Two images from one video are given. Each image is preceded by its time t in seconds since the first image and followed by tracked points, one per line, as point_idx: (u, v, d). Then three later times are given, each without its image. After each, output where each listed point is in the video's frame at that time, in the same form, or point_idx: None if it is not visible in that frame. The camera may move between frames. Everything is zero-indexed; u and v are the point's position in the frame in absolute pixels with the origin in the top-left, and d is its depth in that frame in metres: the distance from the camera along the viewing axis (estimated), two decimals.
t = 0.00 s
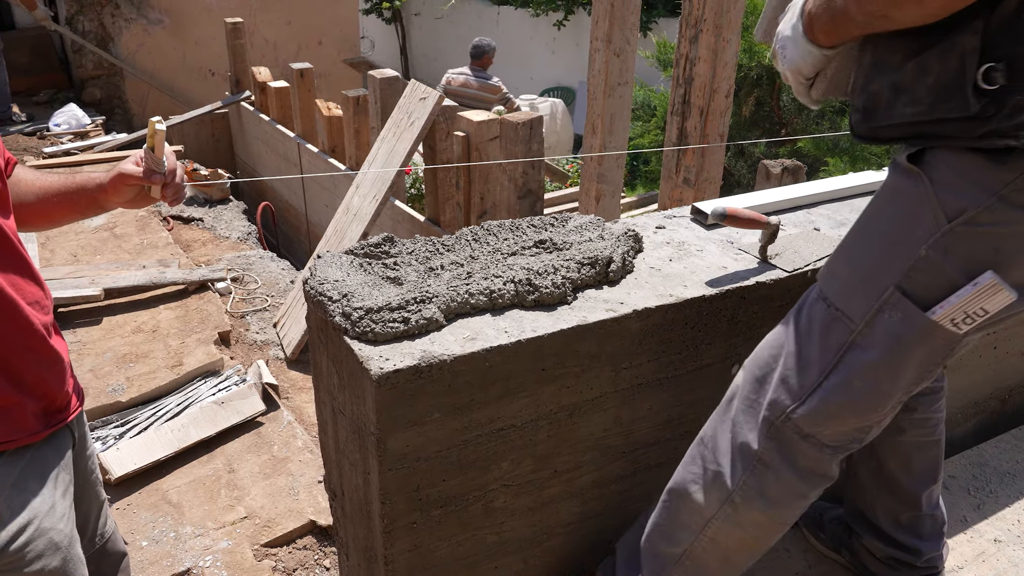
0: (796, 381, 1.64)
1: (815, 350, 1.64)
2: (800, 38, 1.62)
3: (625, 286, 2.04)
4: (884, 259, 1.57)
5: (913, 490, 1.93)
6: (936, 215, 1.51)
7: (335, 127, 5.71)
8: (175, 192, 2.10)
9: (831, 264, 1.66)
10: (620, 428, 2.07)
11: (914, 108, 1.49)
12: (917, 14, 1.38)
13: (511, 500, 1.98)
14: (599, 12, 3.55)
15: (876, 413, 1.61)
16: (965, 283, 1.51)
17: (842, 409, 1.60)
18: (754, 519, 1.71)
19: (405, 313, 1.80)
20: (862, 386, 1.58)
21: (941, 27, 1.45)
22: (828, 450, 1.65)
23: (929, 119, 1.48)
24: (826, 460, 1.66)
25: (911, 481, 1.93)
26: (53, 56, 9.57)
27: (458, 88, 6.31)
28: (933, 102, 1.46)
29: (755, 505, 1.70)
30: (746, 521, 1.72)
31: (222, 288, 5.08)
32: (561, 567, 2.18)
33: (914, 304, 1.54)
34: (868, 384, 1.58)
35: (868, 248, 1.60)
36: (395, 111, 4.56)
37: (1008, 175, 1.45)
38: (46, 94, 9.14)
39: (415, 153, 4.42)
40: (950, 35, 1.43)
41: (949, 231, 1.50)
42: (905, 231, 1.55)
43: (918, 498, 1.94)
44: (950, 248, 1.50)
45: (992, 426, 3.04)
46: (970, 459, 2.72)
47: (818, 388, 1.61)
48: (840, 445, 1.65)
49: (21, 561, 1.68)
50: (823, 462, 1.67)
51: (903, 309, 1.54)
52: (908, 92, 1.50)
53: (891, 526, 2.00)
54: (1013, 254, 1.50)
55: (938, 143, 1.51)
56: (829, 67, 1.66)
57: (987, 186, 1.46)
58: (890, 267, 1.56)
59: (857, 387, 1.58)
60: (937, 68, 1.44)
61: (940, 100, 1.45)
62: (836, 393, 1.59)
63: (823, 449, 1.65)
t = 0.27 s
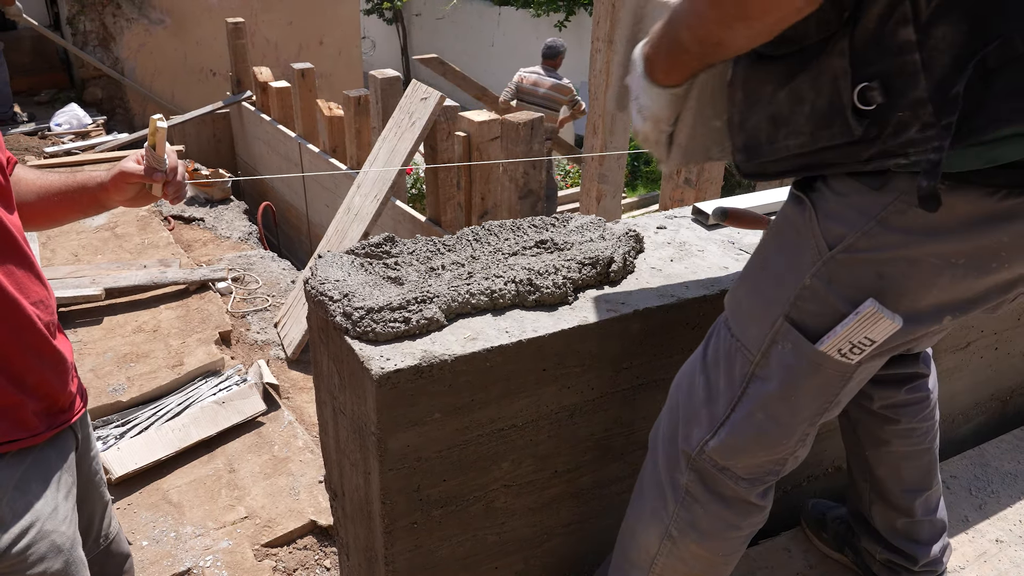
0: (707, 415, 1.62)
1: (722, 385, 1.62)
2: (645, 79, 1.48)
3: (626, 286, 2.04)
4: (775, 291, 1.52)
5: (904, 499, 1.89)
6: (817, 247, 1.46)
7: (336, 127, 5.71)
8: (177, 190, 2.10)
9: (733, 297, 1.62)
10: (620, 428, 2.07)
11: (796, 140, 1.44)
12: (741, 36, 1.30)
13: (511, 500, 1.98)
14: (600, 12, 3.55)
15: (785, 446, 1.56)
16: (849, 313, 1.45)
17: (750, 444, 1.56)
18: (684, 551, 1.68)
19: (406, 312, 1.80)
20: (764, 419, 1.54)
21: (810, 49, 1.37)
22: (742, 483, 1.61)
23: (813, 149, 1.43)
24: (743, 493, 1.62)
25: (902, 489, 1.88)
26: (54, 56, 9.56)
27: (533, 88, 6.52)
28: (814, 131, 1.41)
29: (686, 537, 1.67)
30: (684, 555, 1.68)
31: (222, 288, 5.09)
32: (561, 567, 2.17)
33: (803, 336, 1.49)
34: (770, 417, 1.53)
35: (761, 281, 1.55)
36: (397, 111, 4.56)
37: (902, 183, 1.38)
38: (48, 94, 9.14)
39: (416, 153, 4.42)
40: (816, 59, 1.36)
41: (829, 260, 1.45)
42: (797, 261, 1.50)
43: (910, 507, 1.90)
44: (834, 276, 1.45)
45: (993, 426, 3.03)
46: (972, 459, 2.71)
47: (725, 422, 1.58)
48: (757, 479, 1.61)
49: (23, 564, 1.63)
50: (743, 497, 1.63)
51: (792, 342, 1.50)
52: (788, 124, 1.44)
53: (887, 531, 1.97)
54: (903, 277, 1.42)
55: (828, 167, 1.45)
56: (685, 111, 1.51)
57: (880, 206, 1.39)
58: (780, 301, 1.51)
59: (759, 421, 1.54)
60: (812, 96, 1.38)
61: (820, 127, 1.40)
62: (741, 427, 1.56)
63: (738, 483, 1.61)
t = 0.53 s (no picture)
0: (621, 401, 1.59)
1: (633, 373, 1.59)
2: (407, 155, 1.40)
3: (629, 285, 2.04)
4: (685, 292, 1.50)
5: (890, 481, 1.95)
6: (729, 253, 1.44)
7: (339, 127, 5.72)
8: (178, 189, 2.09)
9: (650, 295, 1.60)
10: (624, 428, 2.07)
11: (707, 187, 1.37)
12: (506, 110, 1.24)
13: (514, 499, 1.98)
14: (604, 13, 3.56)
15: (690, 437, 1.52)
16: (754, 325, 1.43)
17: (655, 431, 1.52)
18: (620, 529, 1.61)
19: (410, 312, 1.81)
20: (668, 412, 1.51)
21: (705, 93, 1.35)
22: (648, 467, 1.57)
23: (727, 196, 1.36)
24: (649, 479, 1.58)
25: (888, 471, 1.95)
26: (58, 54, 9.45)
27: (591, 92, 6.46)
28: (725, 175, 1.34)
29: (616, 515, 1.61)
30: (619, 531, 1.61)
31: (225, 287, 5.10)
32: (564, 567, 2.17)
33: (710, 340, 1.47)
34: (676, 409, 1.50)
35: (673, 280, 1.53)
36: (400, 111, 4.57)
37: (816, 209, 1.35)
38: (50, 92, 9.10)
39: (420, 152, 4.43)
40: (717, 100, 1.33)
41: (740, 274, 1.43)
42: (705, 270, 1.48)
43: (897, 489, 1.95)
44: (743, 290, 1.44)
45: (997, 427, 3.03)
46: (975, 459, 2.71)
47: (635, 408, 1.56)
48: (663, 463, 1.57)
49: (24, 563, 1.63)
50: (658, 476, 1.58)
51: (699, 344, 1.47)
52: (697, 174, 1.37)
53: (878, 513, 2.02)
54: (811, 296, 1.40)
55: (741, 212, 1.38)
56: (457, 191, 1.53)
57: (787, 235, 1.37)
58: (688, 300, 1.49)
59: (664, 412, 1.51)
60: (718, 142, 1.32)
61: (732, 173, 1.33)
62: (646, 415, 1.53)
63: (643, 466, 1.58)
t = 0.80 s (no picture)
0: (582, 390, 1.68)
1: (588, 364, 1.66)
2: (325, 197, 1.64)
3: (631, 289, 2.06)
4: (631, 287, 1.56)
5: (888, 481, 2.00)
6: (666, 253, 1.48)
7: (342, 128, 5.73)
8: (183, 195, 2.10)
9: (603, 288, 1.67)
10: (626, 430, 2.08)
11: (639, 204, 1.43)
12: (410, 144, 1.40)
13: (516, 501, 1.99)
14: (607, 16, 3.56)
15: (643, 424, 1.59)
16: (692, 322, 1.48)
17: (610, 418, 1.60)
18: (591, 511, 1.72)
19: (413, 315, 1.81)
20: (620, 401, 1.58)
21: (625, 111, 1.43)
22: (607, 451, 1.66)
23: (659, 209, 1.41)
24: (610, 463, 1.66)
25: (885, 471, 1.99)
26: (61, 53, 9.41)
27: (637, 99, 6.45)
28: (654, 190, 1.40)
29: (586, 496, 1.72)
30: (591, 513, 1.72)
31: (228, 288, 5.11)
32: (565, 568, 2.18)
33: (653, 335, 1.53)
34: (627, 399, 1.57)
35: (621, 276, 1.59)
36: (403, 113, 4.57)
37: (742, 210, 1.38)
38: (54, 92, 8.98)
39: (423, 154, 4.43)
40: (639, 117, 1.40)
41: (680, 271, 1.47)
42: (645, 268, 1.54)
43: (895, 490, 1.99)
44: (682, 288, 1.48)
45: (998, 429, 3.03)
46: (976, 462, 2.71)
47: (592, 397, 1.64)
48: (621, 448, 1.65)
49: (29, 564, 1.64)
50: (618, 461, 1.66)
51: (643, 338, 1.53)
52: (629, 192, 1.44)
53: (877, 512, 2.06)
54: (743, 294, 1.45)
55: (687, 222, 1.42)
56: (372, 232, 1.72)
57: (717, 236, 1.41)
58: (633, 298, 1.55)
59: (616, 402, 1.58)
60: (643, 157, 1.40)
61: (659, 186, 1.39)
62: (602, 403, 1.61)
63: (604, 449, 1.66)
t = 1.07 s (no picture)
0: (578, 389, 1.70)
1: (581, 362, 1.69)
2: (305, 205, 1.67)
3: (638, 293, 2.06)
4: (624, 286, 1.60)
5: (891, 483, 2.00)
6: (656, 247, 1.53)
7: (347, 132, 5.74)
8: (190, 202, 2.14)
9: (596, 290, 1.69)
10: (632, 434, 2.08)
11: (614, 199, 1.50)
12: (375, 147, 1.45)
13: (522, 505, 1.99)
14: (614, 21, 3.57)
15: (639, 421, 1.61)
16: (685, 315, 1.52)
17: (606, 416, 1.62)
18: (593, 513, 1.72)
19: (419, 320, 1.82)
20: (616, 397, 1.60)
21: (590, 108, 1.52)
22: (605, 450, 1.67)
23: (636, 201, 1.47)
24: (607, 462, 1.68)
25: (888, 473, 2.00)
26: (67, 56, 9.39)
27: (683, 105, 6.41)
28: (629, 182, 1.46)
29: (586, 497, 1.72)
30: (593, 516, 1.72)
31: (233, 291, 5.12)
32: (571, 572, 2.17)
33: (647, 331, 1.56)
34: (623, 396, 1.60)
35: (614, 276, 1.62)
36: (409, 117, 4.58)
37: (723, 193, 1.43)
38: (61, 96, 8.91)
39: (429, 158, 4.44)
40: (608, 111, 1.48)
41: (667, 263, 1.52)
42: (637, 265, 1.58)
43: (899, 492, 1.99)
44: (670, 280, 1.52)
45: (1006, 434, 3.02)
46: (983, 466, 2.70)
47: (589, 395, 1.66)
48: (618, 447, 1.66)
49: (41, 565, 1.64)
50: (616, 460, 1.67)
51: (637, 335, 1.56)
52: (604, 188, 1.51)
53: (882, 514, 2.06)
54: (732, 278, 1.48)
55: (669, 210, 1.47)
56: (350, 237, 1.72)
57: (703, 221, 1.45)
58: (627, 294, 1.58)
59: (612, 398, 1.61)
60: (615, 151, 1.46)
61: (634, 177, 1.46)
62: (598, 401, 1.63)
63: (602, 449, 1.68)
